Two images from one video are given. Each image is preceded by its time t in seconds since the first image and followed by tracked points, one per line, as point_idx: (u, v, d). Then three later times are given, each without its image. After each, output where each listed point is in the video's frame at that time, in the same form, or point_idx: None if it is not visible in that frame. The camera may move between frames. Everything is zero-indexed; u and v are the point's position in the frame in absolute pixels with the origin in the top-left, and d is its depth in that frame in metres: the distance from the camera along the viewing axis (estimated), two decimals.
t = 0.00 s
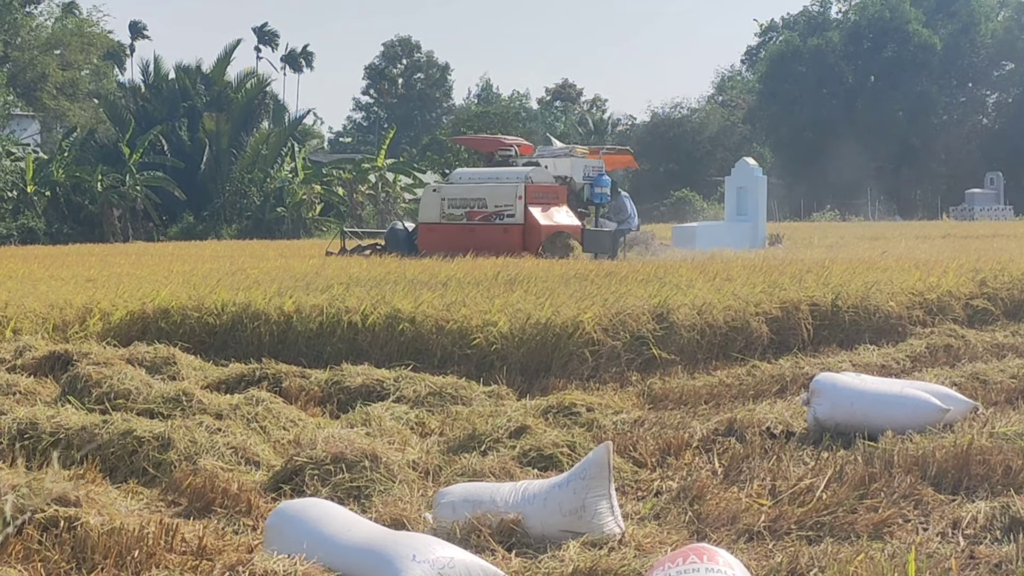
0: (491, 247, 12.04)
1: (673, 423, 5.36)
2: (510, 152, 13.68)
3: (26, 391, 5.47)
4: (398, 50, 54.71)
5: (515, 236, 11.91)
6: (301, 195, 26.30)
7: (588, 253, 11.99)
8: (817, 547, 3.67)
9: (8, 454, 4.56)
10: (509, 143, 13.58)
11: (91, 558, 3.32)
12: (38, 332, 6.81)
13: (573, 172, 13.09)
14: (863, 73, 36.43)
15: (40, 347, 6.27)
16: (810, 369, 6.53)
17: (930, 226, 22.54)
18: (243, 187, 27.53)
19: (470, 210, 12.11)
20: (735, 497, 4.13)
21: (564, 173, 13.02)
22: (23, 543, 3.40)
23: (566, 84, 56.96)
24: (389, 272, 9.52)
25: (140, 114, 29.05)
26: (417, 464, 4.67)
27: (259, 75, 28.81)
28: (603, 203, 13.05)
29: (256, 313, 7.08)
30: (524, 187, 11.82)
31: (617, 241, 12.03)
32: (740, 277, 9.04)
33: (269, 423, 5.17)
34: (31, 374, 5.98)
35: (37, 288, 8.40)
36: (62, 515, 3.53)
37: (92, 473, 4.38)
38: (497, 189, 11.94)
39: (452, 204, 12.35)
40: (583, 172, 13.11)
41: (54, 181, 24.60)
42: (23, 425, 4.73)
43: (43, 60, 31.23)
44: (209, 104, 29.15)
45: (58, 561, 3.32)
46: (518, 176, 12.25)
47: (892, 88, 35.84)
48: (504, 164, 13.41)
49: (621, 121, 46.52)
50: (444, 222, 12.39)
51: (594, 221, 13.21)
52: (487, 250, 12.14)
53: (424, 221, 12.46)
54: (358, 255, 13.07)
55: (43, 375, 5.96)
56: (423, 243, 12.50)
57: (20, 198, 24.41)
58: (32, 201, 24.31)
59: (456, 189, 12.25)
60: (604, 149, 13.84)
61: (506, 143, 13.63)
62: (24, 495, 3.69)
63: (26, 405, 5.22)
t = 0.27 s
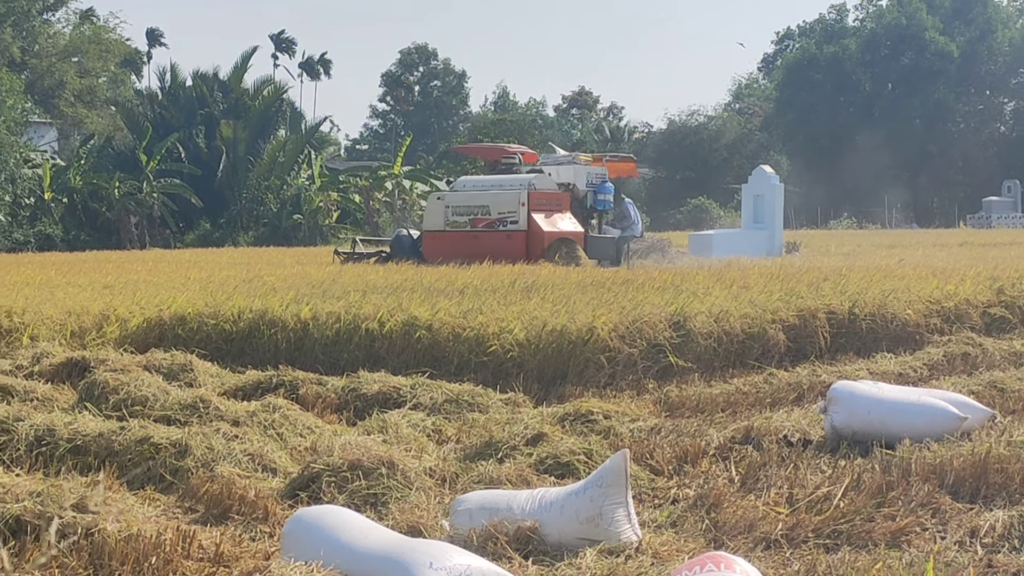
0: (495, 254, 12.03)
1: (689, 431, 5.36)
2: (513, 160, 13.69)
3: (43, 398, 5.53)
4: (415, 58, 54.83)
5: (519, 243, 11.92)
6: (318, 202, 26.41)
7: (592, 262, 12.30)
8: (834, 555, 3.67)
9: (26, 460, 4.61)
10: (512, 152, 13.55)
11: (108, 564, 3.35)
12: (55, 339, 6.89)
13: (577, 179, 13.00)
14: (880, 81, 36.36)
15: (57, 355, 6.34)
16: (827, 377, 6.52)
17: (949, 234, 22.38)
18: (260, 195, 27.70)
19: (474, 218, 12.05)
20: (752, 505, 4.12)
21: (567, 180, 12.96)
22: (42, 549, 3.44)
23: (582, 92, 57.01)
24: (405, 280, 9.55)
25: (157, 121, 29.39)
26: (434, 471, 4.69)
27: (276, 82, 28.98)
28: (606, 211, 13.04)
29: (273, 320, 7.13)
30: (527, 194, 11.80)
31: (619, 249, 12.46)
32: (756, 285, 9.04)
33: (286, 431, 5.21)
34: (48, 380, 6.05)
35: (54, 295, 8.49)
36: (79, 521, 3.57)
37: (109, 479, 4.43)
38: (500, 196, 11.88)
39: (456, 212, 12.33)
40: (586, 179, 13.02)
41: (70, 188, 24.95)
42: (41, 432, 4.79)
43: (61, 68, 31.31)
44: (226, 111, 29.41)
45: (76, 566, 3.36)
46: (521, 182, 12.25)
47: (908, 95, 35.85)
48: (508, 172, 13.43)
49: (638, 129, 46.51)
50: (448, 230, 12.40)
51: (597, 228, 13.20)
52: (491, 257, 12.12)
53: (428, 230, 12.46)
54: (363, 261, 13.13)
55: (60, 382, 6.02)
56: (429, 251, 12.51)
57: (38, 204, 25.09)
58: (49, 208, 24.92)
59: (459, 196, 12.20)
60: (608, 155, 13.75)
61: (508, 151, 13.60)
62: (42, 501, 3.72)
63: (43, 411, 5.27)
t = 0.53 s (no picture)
0: (497, 257, 12.12)
1: (702, 435, 5.36)
2: (516, 164, 13.97)
3: (57, 401, 5.57)
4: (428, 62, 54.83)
5: (520, 246, 12.05)
6: (330, 206, 26.42)
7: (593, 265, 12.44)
8: (848, 560, 3.66)
9: (40, 464, 4.65)
10: (516, 156, 13.89)
11: (123, 567, 3.37)
12: (69, 344, 6.94)
13: (579, 183, 13.04)
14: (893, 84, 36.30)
15: (70, 358, 6.38)
16: (840, 381, 6.50)
17: (964, 238, 22.29)
18: (273, 199, 27.84)
19: (477, 221, 12.17)
20: (766, 509, 4.12)
21: (569, 184, 13.02)
22: (56, 552, 3.47)
23: (595, 96, 56.99)
24: (418, 284, 9.58)
25: (170, 125, 29.57)
26: (447, 475, 4.71)
27: (289, 86, 29.10)
28: (608, 213, 13.10)
29: (286, 324, 7.17)
30: (529, 197, 11.96)
31: (621, 251, 12.63)
32: (769, 289, 9.02)
33: (299, 434, 5.24)
34: (62, 384, 6.09)
35: (67, 298, 8.55)
36: (93, 525, 3.60)
37: (123, 483, 4.46)
38: (503, 200, 12.02)
39: (459, 216, 12.42)
40: (589, 183, 13.05)
41: (83, 192, 25.14)
42: (55, 435, 4.83)
43: (75, 71, 29.09)
44: (239, 115, 29.56)
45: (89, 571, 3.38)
46: (523, 187, 12.41)
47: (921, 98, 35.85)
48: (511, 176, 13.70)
49: (650, 132, 46.45)
50: (451, 234, 12.45)
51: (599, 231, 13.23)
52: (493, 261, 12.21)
53: (431, 234, 12.52)
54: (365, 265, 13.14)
55: (73, 386, 6.06)
56: (431, 255, 12.56)
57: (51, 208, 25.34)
58: (63, 212, 25.19)
59: (462, 200, 12.33)
60: (610, 159, 13.66)
61: (513, 155, 13.94)
62: (56, 505, 3.75)
63: (57, 415, 5.31)
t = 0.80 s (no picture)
0: (494, 261, 12.23)
1: (712, 439, 5.36)
2: (513, 169, 13.77)
3: (68, 406, 5.60)
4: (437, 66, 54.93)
5: (517, 251, 12.14)
6: (339, 211, 26.29)
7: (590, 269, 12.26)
8: (858, 564, 3.66)
9: (50, 468, 4.68)
10: (512, 162, 13.67)
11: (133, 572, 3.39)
12: (79, 348, 6.98)
13: (575, 188, 13.02)
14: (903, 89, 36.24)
15: (80, 363, 6.42)
16: (851, 386, 6.49)
17: (975, 242, 22.20)
18: (282, 204, 28.03)
19: (474, 226, 12.28)
20: (776, 514, 4.12)
21: (565, 189, 12.98)
22: (66, 557, 3.49)
23: (604, 100, 57.02)
24: (428, 288, 9.60)
25: (180, 129, 29.65)
26: (457, 480, 4.73)
27: (299, 91, 29.21)
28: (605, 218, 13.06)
29: (296, 328, 7.20)
30: (525, 202, 12.00)
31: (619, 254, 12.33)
32: (779, 293, 9.01)
33: (309, 439, 5.26)
34: (72, 389, 6.12)
35: (77, 303, 8.59)
36: (103, 530, 3.62)
37: (133, 488, 4.48)
38: (499, 204, 12.10)
39: (457, 221, 12.52)
40: (585, 188, 13.02)
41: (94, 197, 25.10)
42: (65, 439, 4.86)
43: (84, 76, 28.41)
44: (249, 120, 29.70)
45: None
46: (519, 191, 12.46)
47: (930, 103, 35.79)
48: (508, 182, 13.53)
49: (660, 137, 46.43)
50: (448, 238, 12.55)
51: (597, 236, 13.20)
52: (490, 264, 12.31)
53: (429, 238, 12.65)
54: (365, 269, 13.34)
55: (84, 391, 6.10)
56: (429, 259, 12.69)
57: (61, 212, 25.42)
58: (73, 217, 25.22)
59: (459, 205, 12.43)
60: (605, 166, 13.71)
61: (509, 160, 13.74)
62: (66, 510, 3.78)
63: (67, 419, 5.34)
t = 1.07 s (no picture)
0: (486, 264, 12.22)
1: (717, 442, 5.36)
2: (506, 172, 13.97)
3: (73, 409, 5.61)
4: (441, 69, 55.03)
5: (509, 253, 12.12)
6: (343, 214, 26.37)
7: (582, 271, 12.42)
8: (864, 567, 3.66)
9: (55, 471, 4.69)
10: (505, 165, 13.89)
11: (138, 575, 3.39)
12: (83, 351, 6.99)
13: (567, 190, 13.12)
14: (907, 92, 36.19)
15: (85, 366, 6.44)
16: (856, 388, 6.48)
17: (981, 245, 22.18)
18: (287, 207, 28.05)
19: (466, 228, 12.27)
20: (781, 516, 4.12)
21: (556, 192, 13.07)
22: (70, 560, 3.49)
23: (608, 103, 57.08)
24: (432, 291, 9.61)
25: (184, 132, 29.70)
26: (462, 483, 4.74)
27: (303, 93, 29.28)
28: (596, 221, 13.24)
29: (300, 331, 7.21)
30: (517, 204, 12.01)
31: (610, 258, 12.53)
32: (784, 296, 9.01)
33: (313, 442, 5.28)
34: (77, 391, 6.14)
35: (81, 306, 8.62)
36: (107, 534, 3.63)
37: (138, 491, 4.50)
38: (490, 207, 12.11)
39: (449, 223, 12.52)
40: (576, 191, 13.16)
41: (99, 200, 25.33)
42: (70, 442, 4.87)
43: (89, 79, 28.57)
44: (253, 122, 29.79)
45: None
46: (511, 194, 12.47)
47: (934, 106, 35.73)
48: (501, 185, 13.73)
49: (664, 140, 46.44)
50: (441, 241, 12.55)
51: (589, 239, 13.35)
52: (482, 267, 12.31)
53: (422, 241, 12.65)
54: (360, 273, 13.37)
55: (88, 394, 6.12)
56: (422, 262, 12.69)
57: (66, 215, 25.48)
58: (77, 220, 25.23)
59: (452, 208, 12.43)
60: (597, 168, 13.95)
61: (502, 164, 13.91)
62: (71, 512, 3.79)
63: (72, 422, 5.35)
